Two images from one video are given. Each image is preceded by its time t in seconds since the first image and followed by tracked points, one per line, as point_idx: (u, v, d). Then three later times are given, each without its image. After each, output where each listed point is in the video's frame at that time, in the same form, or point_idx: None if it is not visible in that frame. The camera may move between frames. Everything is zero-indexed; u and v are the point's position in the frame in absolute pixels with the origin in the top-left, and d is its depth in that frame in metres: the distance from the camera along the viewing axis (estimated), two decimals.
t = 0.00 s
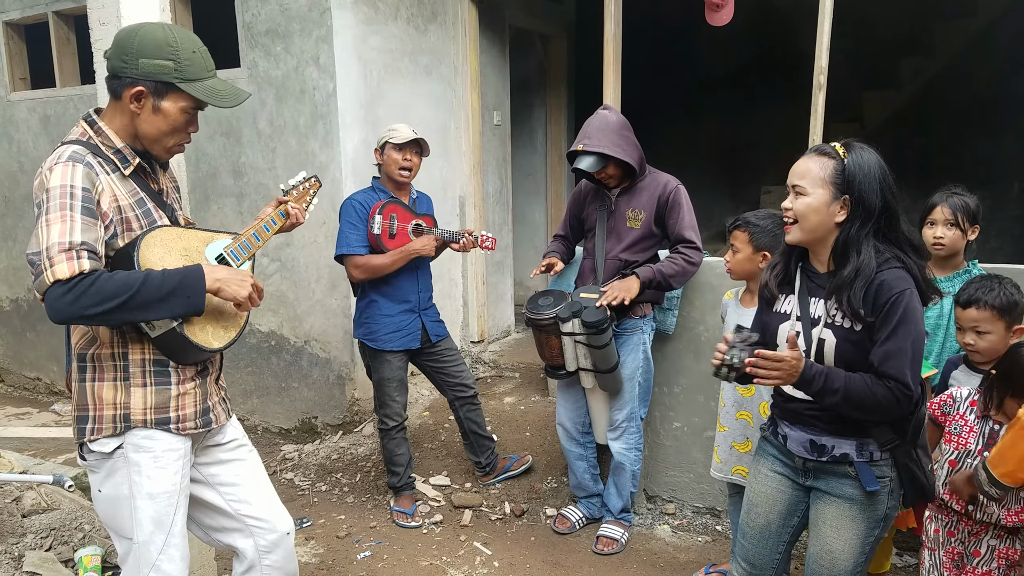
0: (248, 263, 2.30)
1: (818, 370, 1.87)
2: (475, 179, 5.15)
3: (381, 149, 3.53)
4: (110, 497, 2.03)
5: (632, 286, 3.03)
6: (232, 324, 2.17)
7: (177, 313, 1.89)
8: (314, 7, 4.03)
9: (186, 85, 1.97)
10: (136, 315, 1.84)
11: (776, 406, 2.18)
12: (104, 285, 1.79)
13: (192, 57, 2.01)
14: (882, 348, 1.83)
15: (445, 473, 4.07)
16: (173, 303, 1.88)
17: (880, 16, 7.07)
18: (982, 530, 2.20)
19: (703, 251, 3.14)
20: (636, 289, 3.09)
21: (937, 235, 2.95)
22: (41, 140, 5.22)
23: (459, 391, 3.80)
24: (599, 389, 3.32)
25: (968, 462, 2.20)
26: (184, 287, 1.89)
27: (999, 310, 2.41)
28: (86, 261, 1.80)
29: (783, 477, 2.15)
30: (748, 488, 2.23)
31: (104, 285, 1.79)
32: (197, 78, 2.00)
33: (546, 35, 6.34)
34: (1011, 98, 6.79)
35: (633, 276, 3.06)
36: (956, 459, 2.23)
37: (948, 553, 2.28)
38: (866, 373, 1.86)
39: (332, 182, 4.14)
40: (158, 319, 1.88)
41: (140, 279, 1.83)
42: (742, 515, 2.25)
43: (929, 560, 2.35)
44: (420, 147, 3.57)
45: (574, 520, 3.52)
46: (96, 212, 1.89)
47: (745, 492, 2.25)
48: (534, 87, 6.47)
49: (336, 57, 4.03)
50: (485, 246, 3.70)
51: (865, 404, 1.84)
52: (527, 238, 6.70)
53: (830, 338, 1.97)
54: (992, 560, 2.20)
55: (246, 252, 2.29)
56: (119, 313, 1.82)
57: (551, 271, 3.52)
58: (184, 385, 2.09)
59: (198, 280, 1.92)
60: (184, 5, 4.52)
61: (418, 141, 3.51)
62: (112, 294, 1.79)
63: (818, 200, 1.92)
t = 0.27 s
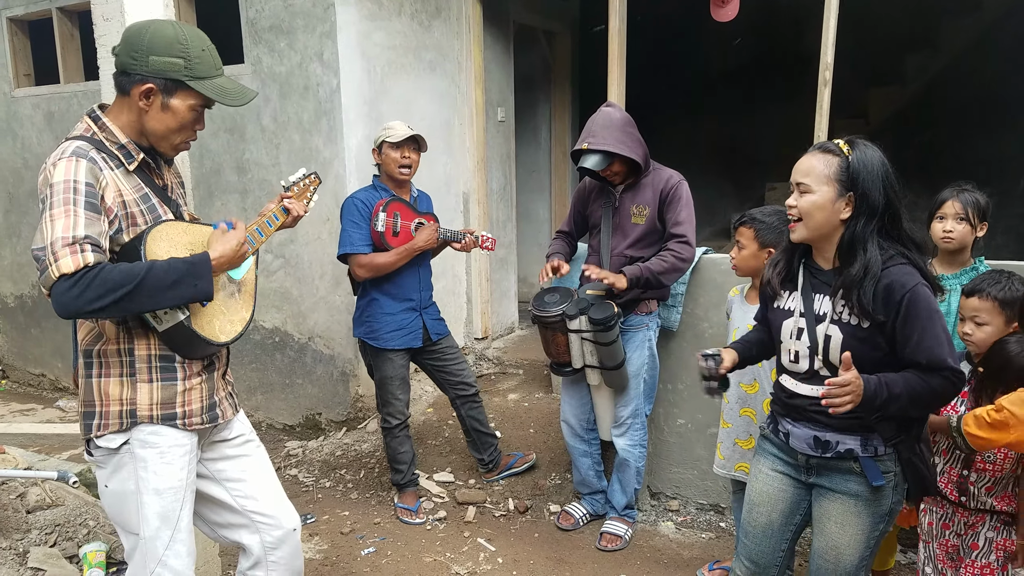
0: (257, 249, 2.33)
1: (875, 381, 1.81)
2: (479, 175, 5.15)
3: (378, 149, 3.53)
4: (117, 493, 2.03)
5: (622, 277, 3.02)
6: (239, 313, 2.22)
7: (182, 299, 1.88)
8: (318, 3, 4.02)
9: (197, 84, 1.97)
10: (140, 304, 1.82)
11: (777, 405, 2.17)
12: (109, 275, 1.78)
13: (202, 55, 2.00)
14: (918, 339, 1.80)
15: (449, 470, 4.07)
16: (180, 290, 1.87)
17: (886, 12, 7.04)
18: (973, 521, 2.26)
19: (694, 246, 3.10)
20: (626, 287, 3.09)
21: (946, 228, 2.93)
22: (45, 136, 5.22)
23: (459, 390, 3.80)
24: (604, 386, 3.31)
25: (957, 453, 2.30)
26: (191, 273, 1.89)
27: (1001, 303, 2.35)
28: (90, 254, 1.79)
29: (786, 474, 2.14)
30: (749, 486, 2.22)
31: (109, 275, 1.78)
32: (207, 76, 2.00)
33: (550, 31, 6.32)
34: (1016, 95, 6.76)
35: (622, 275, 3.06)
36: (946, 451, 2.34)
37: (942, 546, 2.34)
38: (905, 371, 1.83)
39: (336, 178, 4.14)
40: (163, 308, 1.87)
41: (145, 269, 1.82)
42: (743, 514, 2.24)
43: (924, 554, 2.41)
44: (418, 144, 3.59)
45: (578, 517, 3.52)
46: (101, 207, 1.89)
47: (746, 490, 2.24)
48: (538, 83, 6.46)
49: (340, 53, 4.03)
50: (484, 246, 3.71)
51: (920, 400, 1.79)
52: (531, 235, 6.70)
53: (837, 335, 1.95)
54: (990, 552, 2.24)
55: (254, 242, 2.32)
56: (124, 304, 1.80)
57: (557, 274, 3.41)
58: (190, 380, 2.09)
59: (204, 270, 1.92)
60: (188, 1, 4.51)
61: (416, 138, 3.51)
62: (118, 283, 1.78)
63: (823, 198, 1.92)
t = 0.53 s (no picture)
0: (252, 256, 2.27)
1: (871, 373, 1.81)
2: (481, 173, 5.14)
3: (370, 149, 3.52)
4: (119, 491, 2.04)
5: (622, 279, 3.05)
6: (238, 314, 2.16)
7: (182, 305, 1.87)
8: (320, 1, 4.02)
9: (198, 87, 1.97)
10: (139, 307, 1.82)
11: (777, 411, 2.16)
12: (109, 276, 1.79)
13: (205, 59, 2.00)
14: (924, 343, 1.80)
15: (452, 467, 4.07)
16: (179, 294, 1.87)
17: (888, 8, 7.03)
18: (981, 516, 2.26)
19: (700, 244, 3.13)
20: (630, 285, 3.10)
21: (952, 223, 2.92)
22: (48, 135, 5.22)
23: (458, 391, 3.78)
24: (606, 384, 3.30)
25: (960, 448, 2.31)
26: (190, 278, 1.88)
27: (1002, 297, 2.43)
28: (89, 255, 1.80)
29: (786, 477, 2.12)
30: (746, 488, 2.19)
31: (107, 278, 1.79)
32: (208, 80, 2.00)
33: (551, 29, 6.32)
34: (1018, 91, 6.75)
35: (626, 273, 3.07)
36: (948, 446, 2.35)
37: (950, 542, 2.35)
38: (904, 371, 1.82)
39: (338, 176, 4.14)
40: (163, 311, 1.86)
41: (144, 271, 1.83)
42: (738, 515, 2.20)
43: (932, 549, 2.41)
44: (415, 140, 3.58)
45: (581, 515, 3.52)
46: (99, 206, 1.89)
47: (743, 491, 2.21)
48: (540, 81, 6.46)
49: (343, 51, 4.03)
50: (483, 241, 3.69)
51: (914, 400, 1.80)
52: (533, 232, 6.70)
53: (848, 332, 1.95)
54: (1000, 548, 2.21)
55: (251, 245, 2.26)
56: (124, 306, 1.81)
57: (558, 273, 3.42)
58: (191, 379, 2.08)
59: (203, 275, 1.90)
60: None
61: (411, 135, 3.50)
62: (116, 285, 1.79)
63: (847, 188, 1.90)
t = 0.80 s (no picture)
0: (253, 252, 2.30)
1: (830, 340, 1.86)
2: (482, 173, 5.14)
3: (363, 149, 3.52)
4: (119, 491, 2.04)
5: (631, 266, 3.04)
6: (240, 311, 2.19)
7: (178, 304, 1.89)
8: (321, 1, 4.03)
9: (176, 62, 1.98)
10: (133, 306, 1.83)
11: (748, 397, 2.13)
12: (102, 276, 1.79)
13: (175, 35, 2.02)
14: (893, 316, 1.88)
15: (453, 467, 4.07)
16: (175, 292, 1.88)
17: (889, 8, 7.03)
18: (987, 514, 2.27)
19: (706, 244, 3.12)
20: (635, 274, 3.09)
21: (957, 221, 2.92)
22: (50, 135, 5.23)
23: (461, 391, 3.76)
24: (607, 383, 3.31)
25: (965, 444, 2.30)
26: (185, 277, 1.90)
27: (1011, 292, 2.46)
28: (81, 255, 1.80)
29: (771, 468, 2.11)
30: (735, 487, 2.18)
31: (100, 277, 1.79)
32: (184, 54, 2.01)
33: (552, 30, 6.33)
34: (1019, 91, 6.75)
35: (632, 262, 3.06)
36: (952, 443, 2.34)
37: (956, 542, 2.35)
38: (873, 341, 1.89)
39: (339, 176, 4.14)
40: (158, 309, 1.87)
41: (138, 271, 1.83)
42: (734, 514, 2.20)
43: (938, 550, 2.42)
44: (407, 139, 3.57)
45: (582, 514, 3.52)
46: (93, 207, 1.89)
47: (732, 490, 2.20)
48: (540, 81, 6.46)
49: (344, 51, 4.03)
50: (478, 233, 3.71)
51: (871, 369, 1.87)
52: (534, 232, 6.70)
53: (840, 305, 1.95)
54: (1009, 546, 2.22)
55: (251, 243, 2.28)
56: (117, 305, 1.81)
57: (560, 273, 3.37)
58: (191, 379, 2.08)
59: (199, 272, 1.92)
60: None
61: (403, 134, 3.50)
62: (109, 285, 1.79)
63: (838, 175, 1.92)
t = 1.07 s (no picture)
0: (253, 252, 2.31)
1: (864, 365, 1.96)
2: (484, 174, 5.15)
3: (359, 153, 3.52)
4: (116, 492, 2.04)
5: (638, 285, 3.02)
6: (238, 312, 2.20)
7: (173, 306, 1.89)
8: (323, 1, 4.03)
9: (170, 51, 2.00)
10: (127, 309, 1.83)
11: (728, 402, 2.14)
12: (97, 278, 1.79)
13: (164, 25, 2.04)
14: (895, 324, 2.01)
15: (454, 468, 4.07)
16: (171, 294, 1.88)
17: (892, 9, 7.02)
18: (987, 517, 2.26)
19: (706, 245, 3.13)
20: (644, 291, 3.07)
21: (961, 222, 2.91)
22: (52, 135, 5.24)
23: (456, 398, 3.66)
24: (607, 384, 3.30)
25: (965, 446, 2.29)
26: (182, 279, 1.89)
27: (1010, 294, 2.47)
28: (78, 255, 1.80)
29: (757, 470, 2.12)
30: (720, 490, 2.17)
31: (95, 278, 1.79)
32: (175, 42, 2.03)
33: (554, 30, 6.32)
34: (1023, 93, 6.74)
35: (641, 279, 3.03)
36: (952, 444, 2.32)
37: (954, 544, 2.34)
38: (884, 351, 2.01)
39: (341, 176, 4.15)
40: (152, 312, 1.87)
41: (134, 273, 1.83)
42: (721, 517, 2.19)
43: (937, 553, 2.40)
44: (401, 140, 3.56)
45: (583, 516, 3.51)
46: (91, 206, 1.89)
47: (717, 493, 2.19)
48: (542, 82, 6.46)
49: (346, 52, 4.04)
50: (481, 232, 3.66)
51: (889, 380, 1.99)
52: (536, 233, 6.70)
53: (830, 314, 1.98)
54: (1010, 549, 2.22)
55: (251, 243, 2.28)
56: (111, 307, 1.82)
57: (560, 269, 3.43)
58: (187, 379, 2.08)
59: (195, 278, 1.92)
60: None
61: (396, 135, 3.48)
62: (104, 286, 1.79)
63: (813, 187, 1.97)
